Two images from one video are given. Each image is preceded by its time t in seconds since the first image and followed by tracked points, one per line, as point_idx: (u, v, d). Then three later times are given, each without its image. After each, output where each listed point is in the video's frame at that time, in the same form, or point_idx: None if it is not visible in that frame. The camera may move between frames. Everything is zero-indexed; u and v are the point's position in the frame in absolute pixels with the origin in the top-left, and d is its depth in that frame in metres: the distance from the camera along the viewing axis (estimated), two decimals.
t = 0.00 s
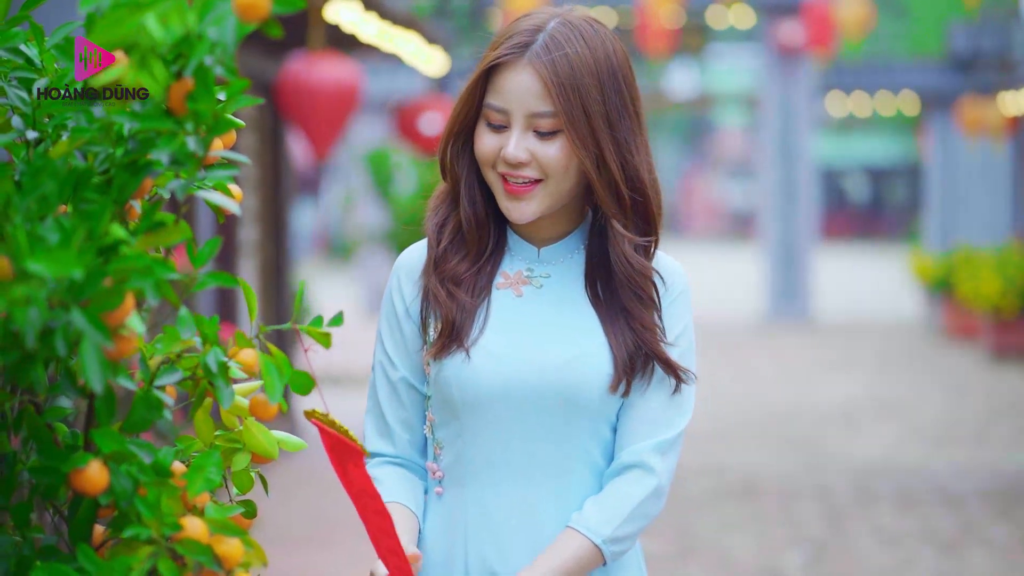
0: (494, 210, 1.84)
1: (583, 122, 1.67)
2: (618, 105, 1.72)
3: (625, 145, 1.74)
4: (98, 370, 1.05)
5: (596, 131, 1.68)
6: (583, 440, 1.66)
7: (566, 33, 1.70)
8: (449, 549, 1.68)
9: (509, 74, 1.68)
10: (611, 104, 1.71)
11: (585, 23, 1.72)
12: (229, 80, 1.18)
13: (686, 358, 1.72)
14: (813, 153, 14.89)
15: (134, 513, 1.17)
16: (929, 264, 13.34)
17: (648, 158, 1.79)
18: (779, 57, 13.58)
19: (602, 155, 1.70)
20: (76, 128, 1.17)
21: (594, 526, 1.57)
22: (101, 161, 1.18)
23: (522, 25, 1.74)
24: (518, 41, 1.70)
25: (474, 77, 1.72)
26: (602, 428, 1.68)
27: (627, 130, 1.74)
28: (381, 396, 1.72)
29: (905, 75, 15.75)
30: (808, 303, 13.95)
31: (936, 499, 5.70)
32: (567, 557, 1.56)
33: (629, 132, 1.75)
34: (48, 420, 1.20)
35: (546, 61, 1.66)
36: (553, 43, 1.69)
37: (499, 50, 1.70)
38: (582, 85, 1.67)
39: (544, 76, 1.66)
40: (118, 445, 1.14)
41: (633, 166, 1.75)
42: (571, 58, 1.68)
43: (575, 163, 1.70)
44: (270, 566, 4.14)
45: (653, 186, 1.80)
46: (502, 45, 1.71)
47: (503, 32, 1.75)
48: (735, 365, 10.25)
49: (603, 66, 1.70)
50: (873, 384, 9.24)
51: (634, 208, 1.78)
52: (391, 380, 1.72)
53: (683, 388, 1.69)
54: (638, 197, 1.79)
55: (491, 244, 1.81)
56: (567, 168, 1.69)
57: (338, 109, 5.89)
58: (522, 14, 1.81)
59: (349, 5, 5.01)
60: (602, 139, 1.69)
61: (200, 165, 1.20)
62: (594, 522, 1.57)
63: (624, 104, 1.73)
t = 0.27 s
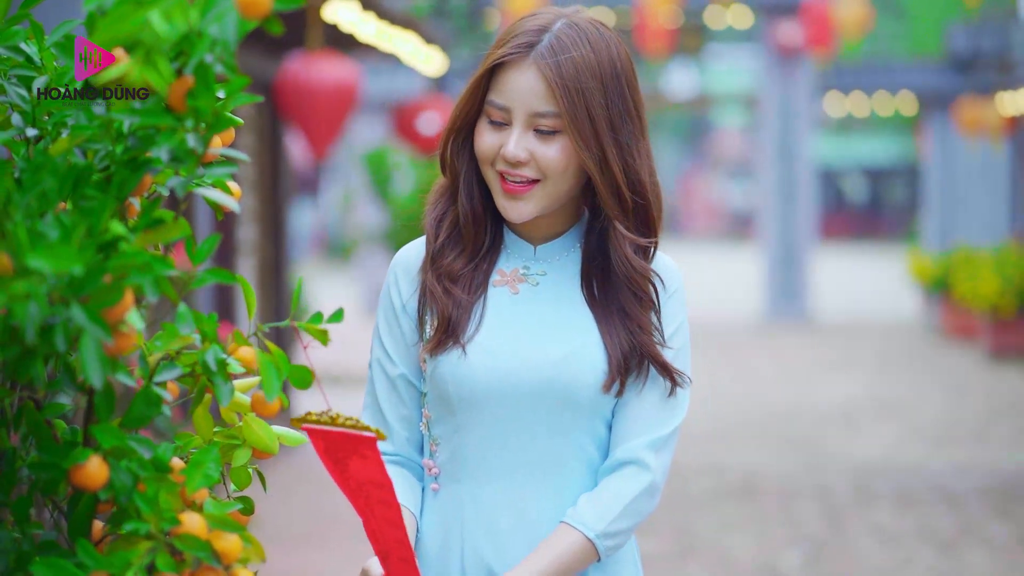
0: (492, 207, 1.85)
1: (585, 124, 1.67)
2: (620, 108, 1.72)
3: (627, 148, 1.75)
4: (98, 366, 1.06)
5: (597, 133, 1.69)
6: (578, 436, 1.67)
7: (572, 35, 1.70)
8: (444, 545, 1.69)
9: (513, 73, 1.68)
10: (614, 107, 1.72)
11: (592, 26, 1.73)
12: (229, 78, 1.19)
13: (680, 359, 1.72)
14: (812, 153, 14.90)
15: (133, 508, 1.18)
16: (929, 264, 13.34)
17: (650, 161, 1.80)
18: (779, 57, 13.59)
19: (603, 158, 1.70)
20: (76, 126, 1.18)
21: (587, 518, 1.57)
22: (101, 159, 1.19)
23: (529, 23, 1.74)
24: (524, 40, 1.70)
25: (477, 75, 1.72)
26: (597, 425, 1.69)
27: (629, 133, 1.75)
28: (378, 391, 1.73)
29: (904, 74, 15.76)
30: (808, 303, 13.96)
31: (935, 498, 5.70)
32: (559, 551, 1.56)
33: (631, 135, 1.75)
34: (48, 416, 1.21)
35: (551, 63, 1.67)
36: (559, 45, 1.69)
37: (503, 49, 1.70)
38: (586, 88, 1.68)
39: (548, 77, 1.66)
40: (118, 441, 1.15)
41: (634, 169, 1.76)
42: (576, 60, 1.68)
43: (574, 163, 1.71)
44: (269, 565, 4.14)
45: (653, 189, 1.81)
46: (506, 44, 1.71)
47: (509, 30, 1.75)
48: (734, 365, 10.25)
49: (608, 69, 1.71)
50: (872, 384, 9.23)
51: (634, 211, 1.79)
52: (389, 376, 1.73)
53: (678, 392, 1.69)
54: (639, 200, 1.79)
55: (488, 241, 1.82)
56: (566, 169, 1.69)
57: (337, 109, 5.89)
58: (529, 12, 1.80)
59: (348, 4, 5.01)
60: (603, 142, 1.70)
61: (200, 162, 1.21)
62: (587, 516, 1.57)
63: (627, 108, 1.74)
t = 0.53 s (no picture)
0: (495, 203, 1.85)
1: (592, 123, 1.68)
2: (627, 110, 1.74)
3: (632, 149, 1.75)
4: (102, 360, 1.06)
5: (605, 133, 1.70)
6: (580, 434, 1.68)
7: (583, 35, 1.71)
8: (445, 543, 1.69)
9: (523, 70, 1.69)
10: (621, 108, 1.73)
11: (604, 27, 1.74)
12: (233, 76, 1.20)
13: (681, 363, 1.73)
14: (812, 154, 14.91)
15: (137, 504, 1.18)
16: (929, 264, 13.34)
17: (654, 164, 1.81)
18: (779, 57, 13.59)
19: (609, 158, 1.71)
20: (79, 123, 1.18)
21: (598, 520, 1.59)
22: (105, 156, 1.19)
23: (541, 22, 1.75)
24: (536, 37, 1.71)
25: (486, 70, 1.73)
26: (600, 424, 1.69)
27: (635, 136, 1.76)
28: (379, 385, 1.73)
29: (904, 74, 15.76)
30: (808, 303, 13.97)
31: (935, 498, 5.71)
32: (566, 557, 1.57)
33: (637, 137, 1.76)
34: (51, 412, 1.21)
35: (561, 61, 1.68)
36: (570, 44, 1.70)
37: (514, 45, 1.71)
38: (594, 88, 1.69)
39: (557, 75, 1.68)
40: (121, 436, 1.15)
41: (638, 171, 1.77)
42: (586, 60, 1.69)
43: (579, 162, 1.71)
44: (270, 563, 4.14)
45: (657, 193, 1.81)
46: (516, 41, 1.72)
47: (521, 27, 1.76)
48: (734, 365, 10.25)
49: (616, 71, 1.72)
50: (872, 384, 9.23)
51: (637, 213, 1.79)
52: (391, 370, 1.73)
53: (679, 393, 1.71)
54: (642, 203, 1.80)
55: (491, 237, 1.82)
56: (571, 167, 1.70)
57: (338, 109, 5.89)
58: (542, 11, 1.82)
59: (349, 4, 5.02)
60: (610, 142, 1.71)
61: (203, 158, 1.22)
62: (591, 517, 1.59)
63: (634, 110, 1.75)
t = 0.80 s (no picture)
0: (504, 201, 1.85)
1: (602, 124, 1.69)
2: (638, 111, 1.74)
3: (642, 149, 1.76)
4: (107, 357, 1.07)
5: (615, 134, 1.71)
6: (588, 432, 1.69)
7: (596, 36, 1.72)
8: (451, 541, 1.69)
9: (535, 67, 1.70)
10: (632, 109, 1.73)
11: (618, 28, 1.74)
12: (238, 74, 1.20)
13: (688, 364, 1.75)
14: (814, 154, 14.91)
15: (142, 500, 1.19)
16: (931, 264, 13.33)
17: (664, 166, 1.81)
18: (781, 57, 13.59)
19: (618, 158, 1.72)
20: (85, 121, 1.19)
21: (634, 537, 1.63)
22: (110, 154, 1.20)
23: (555, 20, 1.75)
24: (549, 36, 1.71)
25: (499, 66, 1.74)
26: (608, 423, 1.71)
27: (645, 137, 1.76)
28: (383, 381, 1.73)
29: (906, 74, 15.76)
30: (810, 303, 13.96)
31: (936, 496, 5.71)
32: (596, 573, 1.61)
33: (647, 138, 1.77)
34: (57, 408, 1.21)
35: (574, 60, 1.69)
36: (583, 44, 1.70)
37: (527, 43, 1.72)
38: (605, 88, 1.70)
39: (570, 74, 1.68)
40: (127, 432, 1.15)
41: (648, 172, 1.78)
42: (599, 60, 1.70)
43: (588, 161, 1.73)
44: (272, 562, 4.15)
45: (666, 194, 1.82)
46: (529, 38, 1.73)
47: (535, 25, 1.77)
48: (736, 365, 10.25)
49: (628, 71, 1.73)
50: (874, 384, 9.23)
51: (644, 214, 1.80)
52: (394, 366, 1.73)
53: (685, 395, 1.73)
54: (649, 204, 1.80)
55: (500, 233, 1.83)
56: (579, 166, 1.72)
57: (341, 109, 5.91)
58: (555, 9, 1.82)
59: (352, 3, 5.03)
60: (620, 142, 1.72)
61: (208, 157, 1.22)
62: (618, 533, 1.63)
63: (645, 111, 1.75)
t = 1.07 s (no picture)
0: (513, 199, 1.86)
1: (611, 119, 1.70)
2: (646, 108, 1.76)
3: (649, 147, 1.78)
4: (113, 354, 1.07)
5: (622, 130, 1.72)
6: (594, 429, 1.69)
7: (605, 32, 1.73)
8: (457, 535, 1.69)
9: (544, 62, 1.71)
10: (640, 107, 1.75)
11: (626, 25, 1.76)
12: (242, 71, 1.20)
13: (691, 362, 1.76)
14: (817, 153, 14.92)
15: (148, 496, 1.19)
16: (933, 263, 13.33)
17: (671, 164, 1.82)
18: (783, 57, 13.59)
19: (625, 155, 1.74)
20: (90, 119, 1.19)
21: (675, 557, 1.66)
22: (116, 151, 1.20)
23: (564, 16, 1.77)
24: (559, 30, 1.72)
25: (508, 62, 1.74)
26: (618, 421, 1.72)
27: (652, 135, 1.78)
28: (382, 380, 1.73)
29: (908, 74, 15.76)
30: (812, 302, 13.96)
31: (937, 495, 5.72)
32: None
33: (653, 135, 1.78)
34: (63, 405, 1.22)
35: (583, 55, 1.70)
36: (593, 39, 1.72)
37: (537, 37, 1.73)
38: (614, 84, 1.71)
39: (579, 69, 1.70)
40: (133, 429, 1.16)
41: (653, 171, 1.79)
42: (608, 55, 1.71)
43: (595, 157, 1.74)
44: (274, 560, 4.15)
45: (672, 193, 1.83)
46: (539, 33, 1.74)
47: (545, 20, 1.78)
48: (737, 364, 10.25)
49: (638, 69, 1.74)
50: (875, 383, 9.23)
51: (648, 213, 1.81)
52: (393, 363, 1.73)
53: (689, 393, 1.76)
54: (655, 202, 1.82)
55: (508, 230, 1.84)
56: (587, 161, 1.73)
57: (344, 108, 5.91)
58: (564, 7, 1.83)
59: (355, 2, 5.04)
60: (628, 138, 1.73)
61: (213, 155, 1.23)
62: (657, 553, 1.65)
63: (652, 109, 1.77)
